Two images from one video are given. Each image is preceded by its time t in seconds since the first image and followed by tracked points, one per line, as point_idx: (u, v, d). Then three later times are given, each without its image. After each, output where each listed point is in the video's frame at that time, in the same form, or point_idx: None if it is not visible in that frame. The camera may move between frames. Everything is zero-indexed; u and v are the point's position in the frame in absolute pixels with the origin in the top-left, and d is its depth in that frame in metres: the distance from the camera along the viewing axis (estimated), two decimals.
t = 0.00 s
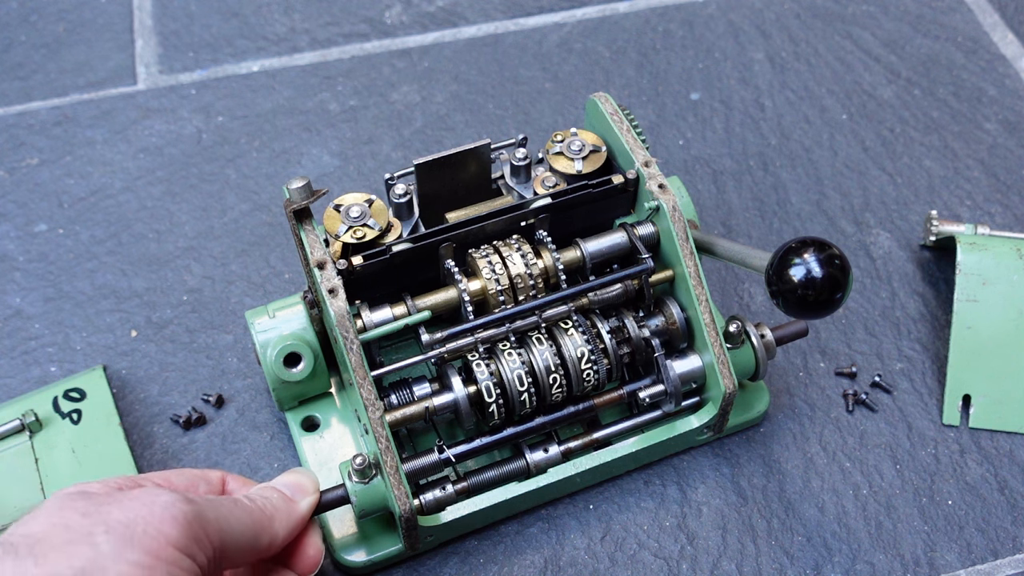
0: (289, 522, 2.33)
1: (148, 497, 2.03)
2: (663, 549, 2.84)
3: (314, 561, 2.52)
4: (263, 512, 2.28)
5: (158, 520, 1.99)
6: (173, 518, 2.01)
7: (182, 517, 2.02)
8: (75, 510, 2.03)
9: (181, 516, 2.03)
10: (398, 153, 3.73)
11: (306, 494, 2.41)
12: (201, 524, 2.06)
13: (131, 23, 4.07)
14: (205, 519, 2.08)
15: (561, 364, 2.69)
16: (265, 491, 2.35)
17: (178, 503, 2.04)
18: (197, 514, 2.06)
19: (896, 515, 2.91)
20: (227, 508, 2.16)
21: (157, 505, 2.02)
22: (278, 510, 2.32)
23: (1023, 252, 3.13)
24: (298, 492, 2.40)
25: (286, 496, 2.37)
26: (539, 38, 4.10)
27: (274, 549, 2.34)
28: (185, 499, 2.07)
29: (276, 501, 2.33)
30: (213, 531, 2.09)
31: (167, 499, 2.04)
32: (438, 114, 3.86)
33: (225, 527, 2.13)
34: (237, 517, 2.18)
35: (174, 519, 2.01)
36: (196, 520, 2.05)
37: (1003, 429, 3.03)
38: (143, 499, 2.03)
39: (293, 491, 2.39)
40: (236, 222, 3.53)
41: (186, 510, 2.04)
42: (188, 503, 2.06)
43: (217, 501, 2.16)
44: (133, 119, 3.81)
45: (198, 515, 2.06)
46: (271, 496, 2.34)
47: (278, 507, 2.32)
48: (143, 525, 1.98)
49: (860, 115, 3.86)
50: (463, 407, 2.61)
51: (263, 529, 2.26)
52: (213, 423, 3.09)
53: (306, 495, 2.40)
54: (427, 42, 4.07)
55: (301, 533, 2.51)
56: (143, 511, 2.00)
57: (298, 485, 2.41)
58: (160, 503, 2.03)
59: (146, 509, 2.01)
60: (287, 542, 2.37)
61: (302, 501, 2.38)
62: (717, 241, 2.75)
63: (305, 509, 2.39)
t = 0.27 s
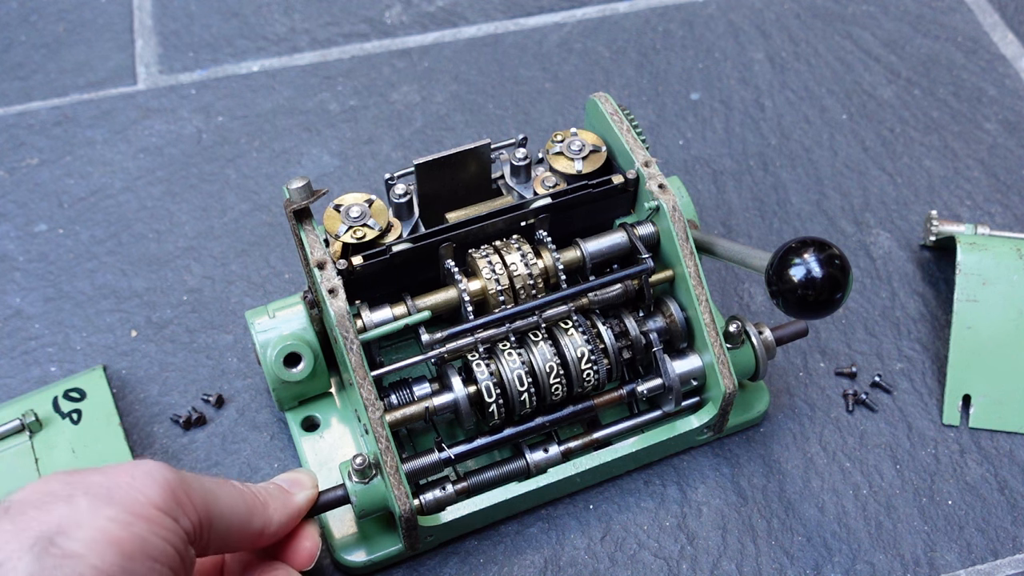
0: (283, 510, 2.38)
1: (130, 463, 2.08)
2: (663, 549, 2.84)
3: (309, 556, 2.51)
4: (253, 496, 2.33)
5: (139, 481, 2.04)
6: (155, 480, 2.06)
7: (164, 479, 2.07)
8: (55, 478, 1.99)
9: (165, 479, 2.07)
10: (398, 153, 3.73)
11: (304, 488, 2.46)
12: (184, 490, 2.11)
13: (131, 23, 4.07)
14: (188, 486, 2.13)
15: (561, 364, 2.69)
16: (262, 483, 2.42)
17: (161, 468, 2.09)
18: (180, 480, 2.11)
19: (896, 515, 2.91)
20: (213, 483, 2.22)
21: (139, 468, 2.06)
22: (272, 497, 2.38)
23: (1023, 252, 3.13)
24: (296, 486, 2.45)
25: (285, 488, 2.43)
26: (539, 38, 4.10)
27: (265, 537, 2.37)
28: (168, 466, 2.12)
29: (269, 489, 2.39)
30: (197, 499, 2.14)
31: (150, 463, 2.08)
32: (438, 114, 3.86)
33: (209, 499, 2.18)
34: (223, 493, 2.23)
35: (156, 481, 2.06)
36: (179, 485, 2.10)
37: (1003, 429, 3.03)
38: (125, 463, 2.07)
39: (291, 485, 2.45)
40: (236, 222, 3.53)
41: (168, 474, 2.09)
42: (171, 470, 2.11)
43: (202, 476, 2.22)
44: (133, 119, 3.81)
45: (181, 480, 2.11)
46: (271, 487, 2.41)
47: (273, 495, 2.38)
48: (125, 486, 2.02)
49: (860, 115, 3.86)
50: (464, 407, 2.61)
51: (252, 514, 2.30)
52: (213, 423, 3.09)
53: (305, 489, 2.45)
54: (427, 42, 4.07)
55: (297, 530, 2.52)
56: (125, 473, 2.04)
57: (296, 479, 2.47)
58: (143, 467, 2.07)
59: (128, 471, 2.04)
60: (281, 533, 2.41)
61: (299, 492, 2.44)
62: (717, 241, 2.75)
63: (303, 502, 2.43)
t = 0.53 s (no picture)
0: (282, 503, 2.38)
1: (128, 449, 2.09)
2: (663, 549, 2.85)
3: (308, 551, 2.51)
4: (251, 488, 2.34)
5: (136, 462, 2.05)
6: (152, 462, 2.07)
7: (161, 462, 2.08)
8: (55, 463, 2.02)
9: (162, 462, 2.08)
10: (398, 153, 3.73)
11: (303, 485, 2.45)
12: (182, 474, 2.12)
13: (131, 23, 4.07)
14: (186, 471, 2.14)
15: (561, 364, 2.69)
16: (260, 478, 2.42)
17: (158, 452, 2.11)
18: (177, 464, 2.12)
19: (896, 515, 2.91)
20: (211, 471, 2.23)
21: (136, 452, 2.08)
22: (271, 490, 2.38)
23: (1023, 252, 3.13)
24: (295, 481, 2.45)
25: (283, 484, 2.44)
26: (539, 38, 4.10)
27: (264, 530, 2.37)
28: (165, 451, 2.13)
29: (268, 483, 2.40)
30: (194, 484, 2.14)
31: (148, 448, 2.10)
32: (438, 114, 3.86)
33: (207, 485, 2.18)
34: (220, 481, 2.24)
35: (153, 463, 2.07)
36: (176, 468, 2.11)
37: (1003, 429, 3.03)
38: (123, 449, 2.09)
39: (289, 481, 2.45)
40: (235, 222, 3.53)
41: (165, 457, 2.10)
42: (168, 454, 2.12)
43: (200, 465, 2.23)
44: (134, 119, 3.81)
45: (178, 464, 2.12)
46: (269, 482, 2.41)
47: (270, 488, 2.39)
48: (121, 467, 2.03)
49: (860, 115, 3.86)
50: (464, 407, 2.61)
51: (248, 506, 2.30)
52: (213, 423, 3.09)
53: (304, 485, 2.45)
54: (427, 42, 4.07)
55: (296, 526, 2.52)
56: (122, 456, 2.06)
57: (295, 476, 2.47)
58: (140, 452, 2.09)
59: (125, 455, 2.06)
60: (279, 528, 2.41)
61: (297, 489, 2.43)
62: (717, 241, 2.75)
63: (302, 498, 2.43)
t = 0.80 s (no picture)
0: (283, 508, 2.37)
1: (132, 455, 2.06)
2: (663, 549, 2.85)
3: (315, 552, 2.51)
4: (254, 492, 2.33)
5: (140, 472, 2.02)
6: (157, 472, 2.04)
7: (166, 472, 2.05)
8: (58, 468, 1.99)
9: (166, 472, 2.06)
10: (398, 153, 3.73)
11: (304, 487, 2.45)
12: (186, 484, 2.10)
13: (131, 23, 4.07)
14: (190, 481, 2.11)
15: (561, 364, 2.69)
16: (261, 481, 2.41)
17: (163, 460, 2.07)
18: (181, 473, 2.09)
19: (896, 515, 2.91)
20: (213, 477, 2.21)
21: (140, 460, 2.04)
22: (273, 495, 2.37)
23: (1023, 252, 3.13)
24: (295, 484, 2.45)
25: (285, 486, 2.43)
26: (539, 38, 4.10)
27: (265, 535, 2.37)
28: (169, 458, 2.10)
29: (270, 487, 2.39)
30: (198, 494, 2.13)
31: (152, 456, 2.07)
32: (438, 114, 3.86)
33: (210, 493, 2.17)
34: (223, 487, 2.22)
35: (157, 474, 2.04)
36: (180, 478, 2.09)
37: (1003, 429, 3.03)
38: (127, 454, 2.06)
39: (290, 484, 2.45)
40: (235, 222, 3.53)
41: (169, 466, 2.07)
42: (171, 462, 2.09)
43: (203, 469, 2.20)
44: (133, 119, 3.81)
45: (182, 473, 2.10)
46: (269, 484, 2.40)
47: (272, 492, 2.38)
48: (125, 478, 2.00)
49: (860, 115, 3.86)
50: (464, 407, 2.61)
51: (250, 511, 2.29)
52: (213, 423, 3.09)
53: (305, 488, 2.45)
54: (427, 42, 4.07)
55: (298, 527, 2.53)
56: (126, 464, 2.03)
57: (295, 478, 2.46)
58: (143, 459, 2.06)
59: (129, 463, 2.03)
60: (281, 531, 2.41)
61: (298, 492, 2.43)
62: (717, 241, 2.75)
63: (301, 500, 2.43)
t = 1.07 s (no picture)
0: (285, 514, 2.36)
1: (137, 470, 2.06)
2: (663, 549, 2.85)
3: (322, 553, 2.51)
4: (256, 499, 2.32)
5: (147, 489, 2.03)
6: (163, 489, 2.04)
7: (172, 488, 2.06)
8: (63, 483, 1.99)
9: (171, 489, 2.06)
10: (398, 153, 3.73)
11: (306, 491, 2.44)
12: (191, 500, 2.10)
13: (131, 23, 4.07)
14: (195, 496, 2.12)
15: (561, 364, 2.69)
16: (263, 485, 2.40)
17: (168, 476, 2.08)
18: (186, 489, 2.10)
19: (896, 515, 2.91)
20: (217, 487, 2.20)
21: (146, 476, 2.05)
22: (275, 501, 2.36)
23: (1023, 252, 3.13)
24: (296, 488, 2.43)
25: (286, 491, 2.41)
26: (539, 38, 4.10)
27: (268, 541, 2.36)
28: (174, 473, 2.10)
29: (272, 492, 2.37)
30: (204, 509, 2.13)
31: (158, 472, 2.07)
32: (438, 114, 3.86)
33: (215, 506, 2.17)
34: (228, 498, 2.21)
35: (164, 491, 2.05)
36: (186, 494, 2.09)
37: (1003, 429, 3.03)
38: (132, 470, 2.06)
39: (291, 488, 2.43)
40: (236, 222, 3.53)
41: (175, 482, 2.08)
42: (177, 477, 2.10)
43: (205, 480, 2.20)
44: (133, 119, 3.81)
45: (188, 489, 2.10)
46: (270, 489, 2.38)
47: (275, 498, 2.36)
48: (132, 495, 2.01)
49: (860, 115, 3.86)
50: (464, 407, 2.61)
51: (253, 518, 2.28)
52: (213, 423, 3.09)
53: (306, 492, 2.44)
54: (427, 42, 4.07)
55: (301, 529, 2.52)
56: (133, 480, 2.03)
57: (297, 481, 2.45)
58: (149, 475, 2.06)
59: (136, 479, 2.03)
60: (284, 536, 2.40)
61: (300, 496, 2.42)
62: (717, 241, 2.75)
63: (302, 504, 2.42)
